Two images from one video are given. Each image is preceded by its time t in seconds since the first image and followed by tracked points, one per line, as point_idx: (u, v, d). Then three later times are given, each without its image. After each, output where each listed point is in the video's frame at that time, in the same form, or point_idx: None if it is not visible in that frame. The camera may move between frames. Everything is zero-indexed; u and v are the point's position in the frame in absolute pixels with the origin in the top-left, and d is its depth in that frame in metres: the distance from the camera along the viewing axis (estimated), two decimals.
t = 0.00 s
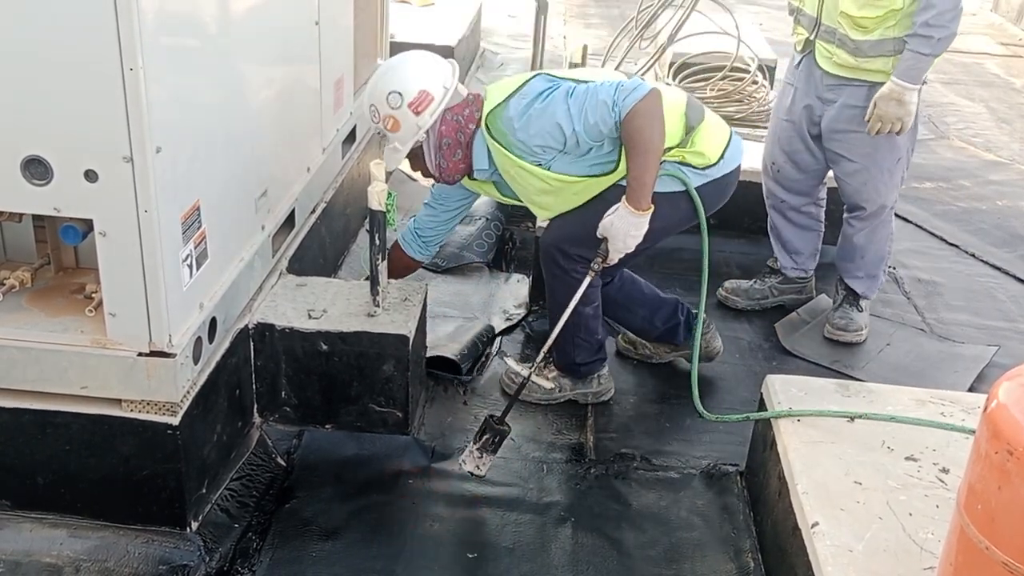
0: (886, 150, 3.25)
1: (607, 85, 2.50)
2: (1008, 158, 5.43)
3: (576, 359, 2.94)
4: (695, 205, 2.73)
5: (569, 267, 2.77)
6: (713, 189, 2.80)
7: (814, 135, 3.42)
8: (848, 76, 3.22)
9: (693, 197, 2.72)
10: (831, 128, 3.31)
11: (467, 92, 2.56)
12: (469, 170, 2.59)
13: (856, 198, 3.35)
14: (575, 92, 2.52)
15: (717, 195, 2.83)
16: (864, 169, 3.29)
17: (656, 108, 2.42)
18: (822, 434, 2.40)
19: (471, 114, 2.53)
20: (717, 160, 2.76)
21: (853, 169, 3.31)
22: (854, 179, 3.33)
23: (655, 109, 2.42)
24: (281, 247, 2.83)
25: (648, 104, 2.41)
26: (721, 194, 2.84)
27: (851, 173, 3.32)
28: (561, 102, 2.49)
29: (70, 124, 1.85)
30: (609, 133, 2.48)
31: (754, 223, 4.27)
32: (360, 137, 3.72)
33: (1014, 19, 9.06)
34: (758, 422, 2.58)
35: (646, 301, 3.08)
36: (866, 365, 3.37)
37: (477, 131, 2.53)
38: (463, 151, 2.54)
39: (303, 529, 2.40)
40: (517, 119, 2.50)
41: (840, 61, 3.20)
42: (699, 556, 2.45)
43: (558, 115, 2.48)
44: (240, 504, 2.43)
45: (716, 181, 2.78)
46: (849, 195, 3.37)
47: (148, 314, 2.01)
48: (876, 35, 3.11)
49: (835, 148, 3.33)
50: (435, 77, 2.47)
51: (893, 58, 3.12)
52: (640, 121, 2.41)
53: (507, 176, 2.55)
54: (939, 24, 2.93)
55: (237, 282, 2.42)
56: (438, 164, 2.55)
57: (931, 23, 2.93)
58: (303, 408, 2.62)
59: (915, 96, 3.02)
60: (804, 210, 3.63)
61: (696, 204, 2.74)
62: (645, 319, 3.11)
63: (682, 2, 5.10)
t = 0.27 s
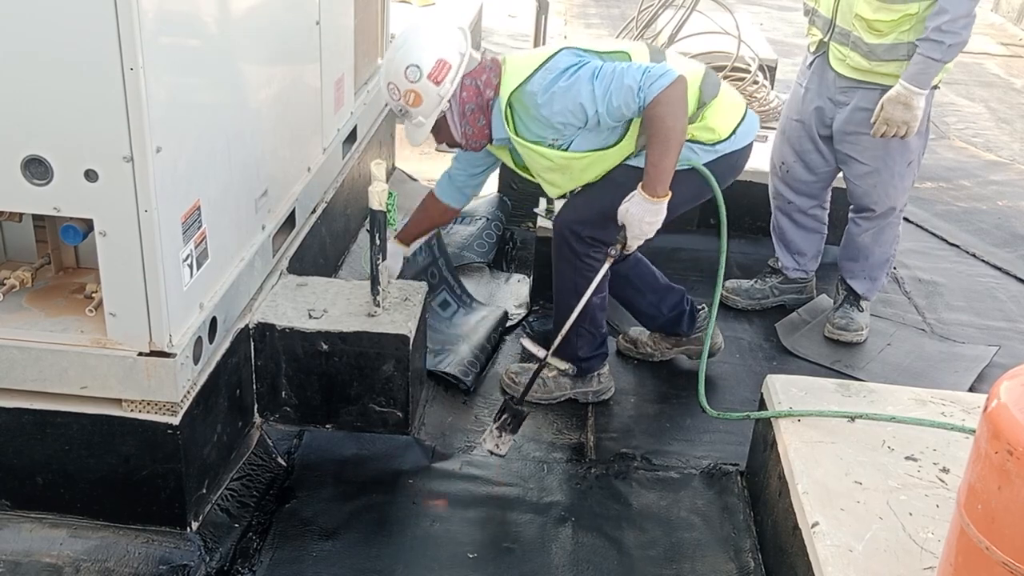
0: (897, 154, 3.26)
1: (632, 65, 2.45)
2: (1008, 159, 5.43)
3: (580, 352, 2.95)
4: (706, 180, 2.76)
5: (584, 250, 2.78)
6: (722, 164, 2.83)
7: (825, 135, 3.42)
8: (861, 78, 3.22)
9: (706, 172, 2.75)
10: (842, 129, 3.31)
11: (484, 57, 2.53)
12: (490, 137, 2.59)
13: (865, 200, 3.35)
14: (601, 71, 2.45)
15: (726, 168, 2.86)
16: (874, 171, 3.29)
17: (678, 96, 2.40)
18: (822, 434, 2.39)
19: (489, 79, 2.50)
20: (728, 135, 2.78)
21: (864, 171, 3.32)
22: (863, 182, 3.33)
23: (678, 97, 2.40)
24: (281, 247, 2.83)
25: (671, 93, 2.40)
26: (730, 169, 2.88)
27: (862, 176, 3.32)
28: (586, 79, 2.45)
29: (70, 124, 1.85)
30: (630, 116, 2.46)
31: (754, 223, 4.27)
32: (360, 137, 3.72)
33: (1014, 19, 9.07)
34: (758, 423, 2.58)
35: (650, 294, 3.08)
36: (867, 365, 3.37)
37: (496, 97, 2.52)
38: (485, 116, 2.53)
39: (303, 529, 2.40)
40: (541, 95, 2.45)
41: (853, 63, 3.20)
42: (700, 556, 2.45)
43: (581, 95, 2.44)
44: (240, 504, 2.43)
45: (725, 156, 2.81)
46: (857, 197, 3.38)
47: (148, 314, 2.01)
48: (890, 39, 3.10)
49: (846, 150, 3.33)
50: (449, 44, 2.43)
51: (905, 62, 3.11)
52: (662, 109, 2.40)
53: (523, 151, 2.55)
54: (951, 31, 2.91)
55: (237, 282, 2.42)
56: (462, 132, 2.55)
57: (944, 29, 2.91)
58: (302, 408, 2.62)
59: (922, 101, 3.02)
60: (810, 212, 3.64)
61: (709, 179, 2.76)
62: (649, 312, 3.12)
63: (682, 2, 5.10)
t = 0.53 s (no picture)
0: (902, 156, 3.26)
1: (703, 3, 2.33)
2: (1008, 158, 5.42)
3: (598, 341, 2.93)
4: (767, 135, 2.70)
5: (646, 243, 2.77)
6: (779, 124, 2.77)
7: (829, 136, 3.44)
8: (869, 80, 3.22)
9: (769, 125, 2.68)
10: (848, 130, 3.32)
11: None
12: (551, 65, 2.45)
13: (869, 199, 3.36)
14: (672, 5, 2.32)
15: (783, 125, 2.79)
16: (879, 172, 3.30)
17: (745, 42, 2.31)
18: (822, 434, 2.39)
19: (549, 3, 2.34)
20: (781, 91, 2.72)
21: (870, 171, 3.32)
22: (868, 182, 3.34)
23: (745, 43, 2.31)
24: (281, 246, 2.83)
25: (739, 38, 2.30)
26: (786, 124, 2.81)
27: (866, 177, 3.34)
28: (658, 14, 2.31)
29: (69, 123, 1.85)
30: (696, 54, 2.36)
31: (754, 223, 4.27)
32: (360, 136, 3.71)
33: (1014, 19, 9.07)
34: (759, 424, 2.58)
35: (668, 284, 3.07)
36: (867, 364, 3.36)
37: (557, 22, 2.36)
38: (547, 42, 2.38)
39: (302, 529, 2.40)
40: (613, 27, 2.31)
41: (862, 65, 3.20)
42: (700, 555, 2.45)
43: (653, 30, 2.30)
44: (239, 503, 2.43)
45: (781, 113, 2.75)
46: (861, 198, 3.39)
47: (147, 314, 2.01)
48: (899, 40, 3.10)
49: (851, 151, 3.34)
50: None
51: (916, 64, 3.11)
52: (725, 55, 2.31)
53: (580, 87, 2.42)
54: (966, 34, 2.93)
55: (237, 281, 2.42)
56: (524, 60, 2.41)
57: (960, 32, 2.93)
58: (302, 408, 2.63)
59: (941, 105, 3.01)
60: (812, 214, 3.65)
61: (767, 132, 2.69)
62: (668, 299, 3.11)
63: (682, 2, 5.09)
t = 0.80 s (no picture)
0: (903, 156, 3.27)
1: (754, 7, 2.31)
2: (1007, 159, 5.43)
3: (725, 351, 2.95)
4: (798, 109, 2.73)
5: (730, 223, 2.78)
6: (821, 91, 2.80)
7: (830, 138, 3.44)
8: (871, 81, 3.25)
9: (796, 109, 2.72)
10: (849, 130, 3.34)
11: None
12: (598, 37, 2.48)
13: (869, 200, 3.37)
14: None
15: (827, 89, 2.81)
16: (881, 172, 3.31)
17: (782, 55, 2.34)
18: (820, 434, 2.40)
19: None
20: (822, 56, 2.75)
21: (870, 172, 3.33)
22: (869, 181, 3.35)
23: (782, 55, 2.33)
24: (279, 246, 2.83)
25: (778, 50, 2.32)
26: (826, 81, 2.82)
27: (867, 177, 3.34)
28: (706, 1, 2.31)
29: (68, 123, 1.85)
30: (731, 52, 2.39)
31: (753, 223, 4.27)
32: (359, 136, 3.72)
33: (1014, 19, 9.07)
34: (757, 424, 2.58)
35: (698, 269, 3.12)
36: (866, 365, 3.37)
37: None
38: (594, 15, 2.43)
39: (301, 529, 2.40)
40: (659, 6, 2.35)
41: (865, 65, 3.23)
42: (698, 556, 2.45)
43: (695, 19, 2.32)
44: (238, 503, 2.43)
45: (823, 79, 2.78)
46: (862, 198, 3.39)
47: (145, 314, 2.02)
48: (902, 41, 3.13)
49: (852, 151, 3.35)
50: None
51: (919, 65, 3.13)
52: (756, 62, 2.35)
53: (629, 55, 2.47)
54: (971, 34, 2.93)
55: (235, 281, 2.42)
56: (571, 33, 2.44)
57: (964, 33, 2.93)
58: (301, 408, 2.63)
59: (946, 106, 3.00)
60: (810, 215, 3.65)
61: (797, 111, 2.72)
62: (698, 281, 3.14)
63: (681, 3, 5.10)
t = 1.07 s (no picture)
0: (890, 152, 3.27)
1: (778, 45, 2.27)
2: (1005, 158, 5.43)
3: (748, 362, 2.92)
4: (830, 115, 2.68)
5: (786, 238, 2.73)
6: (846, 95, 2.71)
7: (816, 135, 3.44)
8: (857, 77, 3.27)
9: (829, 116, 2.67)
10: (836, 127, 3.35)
11: None
12: (625, 39, 2.43)
13: (856, 198, 3.37)
14: (750, 31, 2.24)
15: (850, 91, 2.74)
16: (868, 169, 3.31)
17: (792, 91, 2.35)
18: (817, 433, 2.40)
19: None
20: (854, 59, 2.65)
21: (857, 170, 3.34)
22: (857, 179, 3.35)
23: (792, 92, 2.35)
24: (276, 246, 2.83)
25: (789, 87, 2.34)
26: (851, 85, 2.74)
27: (855, 174, 3.34)
28: (734, 30, 2.24)
29: (64, 123, 1.85)
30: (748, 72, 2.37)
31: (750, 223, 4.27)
32: (356, 137, 3.72)
33: (1012, 18, 9.08)
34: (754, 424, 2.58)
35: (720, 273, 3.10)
36: (863, 365, 3.37)
37: None
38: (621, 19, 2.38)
39: (297, 528, 2.40)
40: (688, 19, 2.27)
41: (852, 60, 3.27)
42: (694, 555, 2.45)
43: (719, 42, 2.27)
44: (234, 502, 2.43)
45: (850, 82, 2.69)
46: (851, 197, 3.39)
47: (141, 314, 2.01)
48: (889, 37, 3.18)
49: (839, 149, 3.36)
50: None
51: (906, 62, 3.16)
52: (767, 98, 2.36)
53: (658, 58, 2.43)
54: (958, 31, 2.94)
55: (232, 281, 2.42)
56: (597, 36, 2.39)
57: (950, 30, 2.95)
58: (297, 408, 2.63)
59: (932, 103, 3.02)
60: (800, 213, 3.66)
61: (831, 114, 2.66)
62: (704, 285, 3.13)
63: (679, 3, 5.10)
